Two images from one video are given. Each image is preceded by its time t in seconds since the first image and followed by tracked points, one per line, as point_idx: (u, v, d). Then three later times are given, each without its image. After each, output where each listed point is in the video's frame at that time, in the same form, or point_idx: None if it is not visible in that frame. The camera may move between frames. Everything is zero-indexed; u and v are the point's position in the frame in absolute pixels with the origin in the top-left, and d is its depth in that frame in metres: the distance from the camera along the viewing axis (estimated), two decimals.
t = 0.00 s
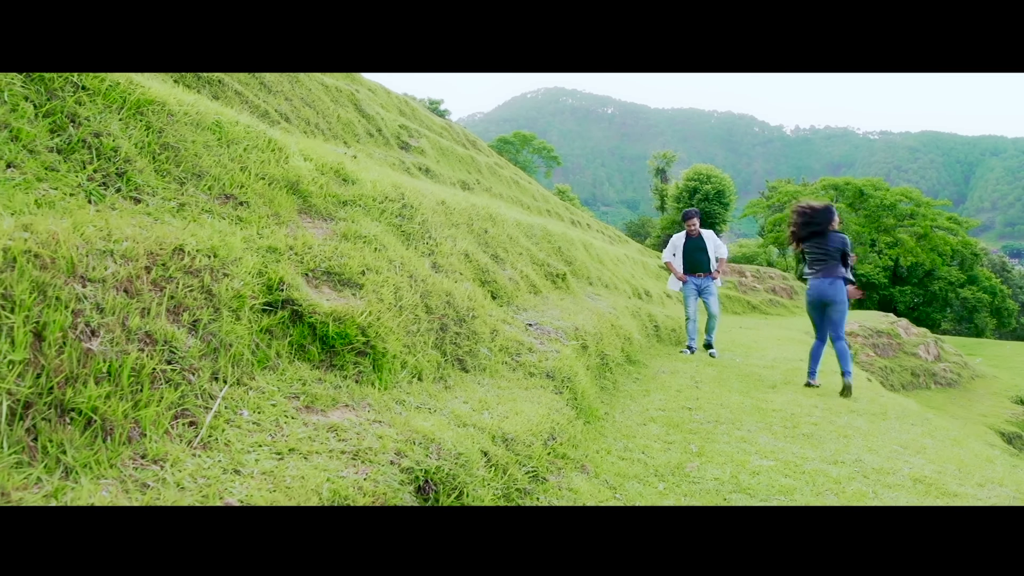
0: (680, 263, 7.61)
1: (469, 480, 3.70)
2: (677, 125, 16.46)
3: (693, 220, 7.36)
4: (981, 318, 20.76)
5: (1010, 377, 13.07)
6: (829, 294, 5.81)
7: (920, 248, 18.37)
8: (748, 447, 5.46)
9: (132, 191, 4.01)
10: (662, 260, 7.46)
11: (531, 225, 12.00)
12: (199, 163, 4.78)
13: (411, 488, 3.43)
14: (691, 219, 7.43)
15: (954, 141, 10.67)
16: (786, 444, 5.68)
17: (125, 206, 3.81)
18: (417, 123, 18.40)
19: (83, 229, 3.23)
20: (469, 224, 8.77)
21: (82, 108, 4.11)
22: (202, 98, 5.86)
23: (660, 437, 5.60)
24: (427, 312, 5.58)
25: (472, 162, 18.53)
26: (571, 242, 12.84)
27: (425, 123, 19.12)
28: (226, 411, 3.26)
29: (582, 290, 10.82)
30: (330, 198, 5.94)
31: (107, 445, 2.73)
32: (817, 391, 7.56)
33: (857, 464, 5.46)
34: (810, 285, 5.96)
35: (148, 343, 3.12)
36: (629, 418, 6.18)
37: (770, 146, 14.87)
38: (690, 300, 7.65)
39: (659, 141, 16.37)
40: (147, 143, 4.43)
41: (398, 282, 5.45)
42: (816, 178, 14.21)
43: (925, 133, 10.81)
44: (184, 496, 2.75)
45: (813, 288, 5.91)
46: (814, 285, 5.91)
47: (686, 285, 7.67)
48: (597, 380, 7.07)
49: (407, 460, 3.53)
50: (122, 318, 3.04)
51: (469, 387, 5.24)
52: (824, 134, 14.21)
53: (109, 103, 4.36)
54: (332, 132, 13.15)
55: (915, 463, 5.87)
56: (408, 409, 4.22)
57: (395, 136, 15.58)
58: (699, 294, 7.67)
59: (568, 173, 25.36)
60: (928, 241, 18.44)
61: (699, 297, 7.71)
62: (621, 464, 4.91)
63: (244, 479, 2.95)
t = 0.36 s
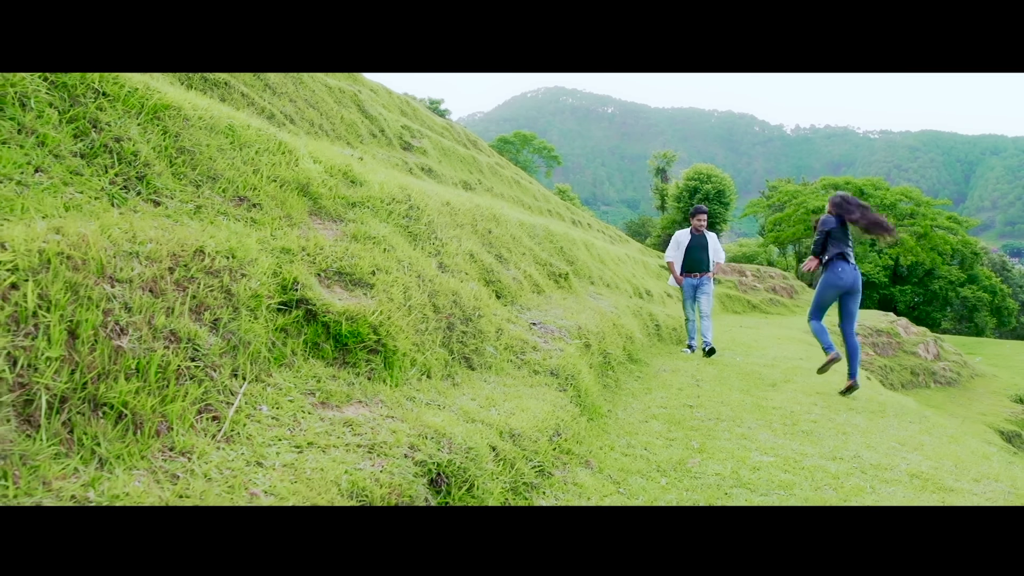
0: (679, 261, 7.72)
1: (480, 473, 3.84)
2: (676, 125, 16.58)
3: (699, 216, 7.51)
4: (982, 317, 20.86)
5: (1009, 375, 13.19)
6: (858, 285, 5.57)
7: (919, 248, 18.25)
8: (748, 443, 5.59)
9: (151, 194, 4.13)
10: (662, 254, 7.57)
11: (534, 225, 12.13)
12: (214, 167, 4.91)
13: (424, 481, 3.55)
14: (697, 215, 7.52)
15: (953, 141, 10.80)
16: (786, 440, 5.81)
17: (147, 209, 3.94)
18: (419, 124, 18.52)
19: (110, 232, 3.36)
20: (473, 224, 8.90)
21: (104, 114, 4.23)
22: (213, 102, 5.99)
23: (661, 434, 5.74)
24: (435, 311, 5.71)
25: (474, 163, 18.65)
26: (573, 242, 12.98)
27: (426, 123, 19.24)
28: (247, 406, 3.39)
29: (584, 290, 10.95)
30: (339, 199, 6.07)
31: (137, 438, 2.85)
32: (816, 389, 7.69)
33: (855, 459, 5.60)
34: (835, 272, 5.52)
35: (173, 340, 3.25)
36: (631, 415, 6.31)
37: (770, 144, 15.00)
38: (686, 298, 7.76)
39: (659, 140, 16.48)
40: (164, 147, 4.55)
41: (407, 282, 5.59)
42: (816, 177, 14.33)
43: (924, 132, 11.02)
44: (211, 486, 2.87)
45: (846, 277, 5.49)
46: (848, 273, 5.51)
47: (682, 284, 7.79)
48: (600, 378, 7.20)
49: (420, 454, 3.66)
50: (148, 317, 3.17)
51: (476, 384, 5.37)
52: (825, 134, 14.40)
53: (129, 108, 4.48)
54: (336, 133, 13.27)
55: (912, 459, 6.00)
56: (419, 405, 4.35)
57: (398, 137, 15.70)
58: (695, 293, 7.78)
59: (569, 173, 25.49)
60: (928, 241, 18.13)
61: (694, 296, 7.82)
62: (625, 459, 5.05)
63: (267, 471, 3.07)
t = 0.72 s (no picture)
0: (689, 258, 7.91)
1: (492, 467, 3.99)
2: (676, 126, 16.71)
3: (713, 214, 7.61)
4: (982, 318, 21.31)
5: (1008, 375, 13.33)
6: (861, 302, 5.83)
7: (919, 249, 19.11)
8: (749, 441, 5.73)
9: (173, 199, 4.28)
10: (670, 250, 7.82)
11: (537, 227, 12.28)
12: (230, 172, 5.06)
13: (439, 475, 3.69)
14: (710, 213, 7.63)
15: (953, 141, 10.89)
16: (786, 438, 5.96)
17: (170, 213, 4.10)
18: (422, 125, 18.67)
19: (139, 236, 3.52)
20: (478, 226, 9.06)
21: (127, 121, 4.38)
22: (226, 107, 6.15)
23: (664, 431, 5.89)
24: (444, 311, 5.87)
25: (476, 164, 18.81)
26: (574, 243, 13.13)
27: (428, 125, 19.39)
28: (269, 403, 3.54)
29: (586, 290, 11.10)
30: (349, 202, 6.23)
31: (169, 432, 2.98)
32: (816, 389, 7.83)
33: (853, 455, 5.75)
34: (850, 293, 5.64)
35: (200, 339, 3.41)
36: (634, 413, 6.46)
37: (770, 145, 15.15)
38: (691, 296, 7.90)
39: (659, 141, 16.63)
40: (184, 153, 4.71)
41: (417, 283, 5.75)
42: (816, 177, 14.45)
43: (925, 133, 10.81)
44: (241, 476, 2.96)
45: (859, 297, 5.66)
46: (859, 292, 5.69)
47: (689, 282, 7.94)
48: (603, 377, 7.35)
49: (435, 448, 3.81)
50: (177, 317, 3.32)
51: (484, 383, 5.53)
52: (825, 134, 14.46)
53: (151, 115, 4.64)
54: (340, 135, 13.43)
55: (909, 456, 6.16)
56: (431, 402, 4.50)
57: (401, 139, 15.86)
58: (701, 292, 7.91)
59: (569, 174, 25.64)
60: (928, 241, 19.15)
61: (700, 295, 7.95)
62: (628, 456, 5.19)
63: (291, 463, 3.17)
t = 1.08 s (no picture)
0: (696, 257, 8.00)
1: (503, 461, 4.12)
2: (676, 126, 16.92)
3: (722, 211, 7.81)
4: (982, 317, 21.33)
5: (1008, 374, 13.43)
6: (859, 288, 5.67)
7: (919, 247, 19.24)
8: (750, 439, 5.85)
9: (191, 203, 4.42)
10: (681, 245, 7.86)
11: (539, 227, 12.43)
12: (244, 175, 5.20)
13: (451, 470, 3.83)
14: (719, 211, 7.81)
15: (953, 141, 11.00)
16: (785, 435, 6.10)
17: (189, 217, 4.24)
18: (423, 127, 18.82)
19: (163, 239, 3.67)
20: (482, 227, 9.21)
21: (146, 127, 4.52)
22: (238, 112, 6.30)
23: (666, 429, 6.03)
24: (451, 311, 6.02)
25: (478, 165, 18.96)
26: (576, 243, 13.28)
27: (430, 126, 19.54)
28: (287, 399, 3.68)
29: (589, 290, 11.25)
30: (359, 205, 6.37)
31: (195, 426, 3.10)
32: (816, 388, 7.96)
33: (851, 452, 5.89)
34: (840, 280, 5.58)
35: (222, 338, 3.55)
36: (637, 411, 6.60)
37: (770, 144, 15.36)
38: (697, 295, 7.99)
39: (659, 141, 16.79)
40: (200, 158, 4.85)
41: (425, 284, 5.89)
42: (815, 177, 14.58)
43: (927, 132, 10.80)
44: (263, 470, 3.05)
45: (848, 283, 5.56)
46: (849, 277, 5.58)
47: (695, 280, 8.03)
48: (605, 375, 7.49)
49: (446, 443, 3.95)
50: (200, 317, 3.46)
51: (491, 381, 5.67)
52: (825, 134, 14.82)
53: (168, 121, 4.78)
54: (344, 137, 13.59)
55: (907, 452, 6.29)
56: (441, 399, 4.64)
57: (403, 140, 16.02)
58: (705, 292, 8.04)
59: (569, 174, 25.80)
60: (928, 241, 19.35)
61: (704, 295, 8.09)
62: (631, 453, 5.33)
63: (310, 457, 3.30)
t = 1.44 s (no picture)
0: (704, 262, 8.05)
1: (513, 455, 4.27)
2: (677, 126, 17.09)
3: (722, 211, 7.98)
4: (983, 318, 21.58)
5: (1009, 374, 13.54)
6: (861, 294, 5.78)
7: (920, 246, 19.93)
8: (751, 436, 5.99)
9: (211, 207, 4.57)
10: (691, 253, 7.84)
11: (542, 228, 12.57)
12: (259, 179, 5.35)
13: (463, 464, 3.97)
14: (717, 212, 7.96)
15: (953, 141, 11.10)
16: (787, 433, 6.24)
17: (210, 220, 4.38)
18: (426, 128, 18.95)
19: (188, 242, 3.82)
20: (487, 228, 9.35)
21: (167, 133, 4.66)
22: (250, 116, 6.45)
23: (669, 427, 6.16)
24: (459, 311, 6.16)
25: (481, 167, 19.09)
26: (579, 244, 13.41)
27: (433, 127, 19.66)
28: (306, 396, 3.82)
29: (592, 290, 11.39)
30: (369, 207, 6.52)
31: (221, 421, 3.24)
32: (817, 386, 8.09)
33: (851, 449, 6.02)
34: (845, 283, 5.66)
35: (244, 337, 3.70)
36: (640, 409, 6.74)
37: (772, 144, 15.45)
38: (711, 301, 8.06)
39: (660, 141, 16.92)
40: (217, 163, 5.00)
41: (434, 284, 6.03)
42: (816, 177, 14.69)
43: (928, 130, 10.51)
44: (288, 463, 3.18)
45: (854, 286, 5.65)
46: (852, 282, 5.67)
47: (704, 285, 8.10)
48: (609, 374, 7.63)
49: (459, 438, 4.09)
50: (224, 317, 3.60)
51: (499, 379, 5.81)
52: (826, 135, 14.56)
53: (188, 127, 4.92)
54: (349, 139, 13.73)
55: (906, 449, 6.43)
56: (452, 396, 4.78)
57: (407, 141, 16.16)
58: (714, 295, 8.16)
59: (570, 175, 25.95)
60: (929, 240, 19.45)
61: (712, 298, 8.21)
62: (635, 449, 5.46)
63: (331, 450, 3.44)
